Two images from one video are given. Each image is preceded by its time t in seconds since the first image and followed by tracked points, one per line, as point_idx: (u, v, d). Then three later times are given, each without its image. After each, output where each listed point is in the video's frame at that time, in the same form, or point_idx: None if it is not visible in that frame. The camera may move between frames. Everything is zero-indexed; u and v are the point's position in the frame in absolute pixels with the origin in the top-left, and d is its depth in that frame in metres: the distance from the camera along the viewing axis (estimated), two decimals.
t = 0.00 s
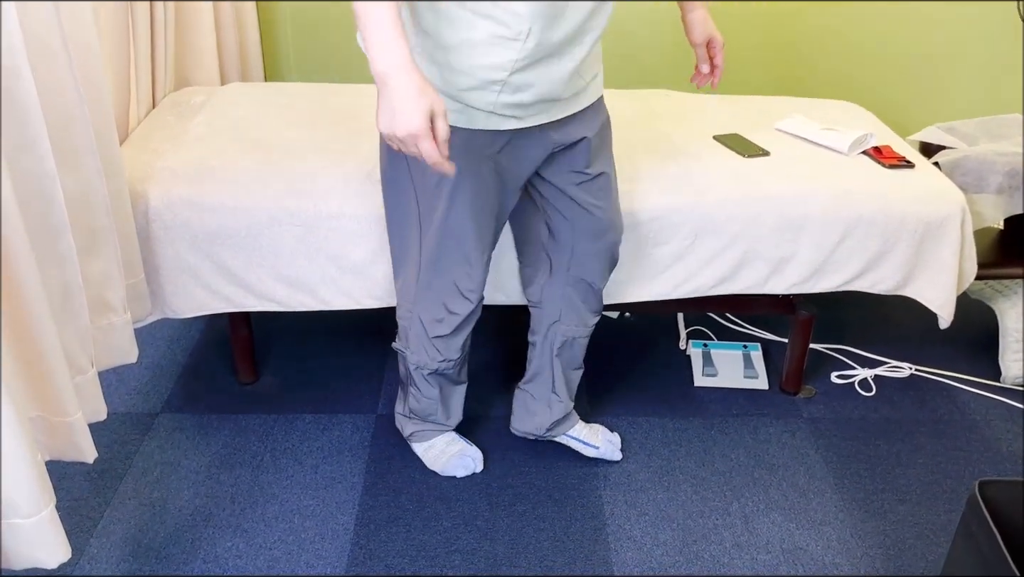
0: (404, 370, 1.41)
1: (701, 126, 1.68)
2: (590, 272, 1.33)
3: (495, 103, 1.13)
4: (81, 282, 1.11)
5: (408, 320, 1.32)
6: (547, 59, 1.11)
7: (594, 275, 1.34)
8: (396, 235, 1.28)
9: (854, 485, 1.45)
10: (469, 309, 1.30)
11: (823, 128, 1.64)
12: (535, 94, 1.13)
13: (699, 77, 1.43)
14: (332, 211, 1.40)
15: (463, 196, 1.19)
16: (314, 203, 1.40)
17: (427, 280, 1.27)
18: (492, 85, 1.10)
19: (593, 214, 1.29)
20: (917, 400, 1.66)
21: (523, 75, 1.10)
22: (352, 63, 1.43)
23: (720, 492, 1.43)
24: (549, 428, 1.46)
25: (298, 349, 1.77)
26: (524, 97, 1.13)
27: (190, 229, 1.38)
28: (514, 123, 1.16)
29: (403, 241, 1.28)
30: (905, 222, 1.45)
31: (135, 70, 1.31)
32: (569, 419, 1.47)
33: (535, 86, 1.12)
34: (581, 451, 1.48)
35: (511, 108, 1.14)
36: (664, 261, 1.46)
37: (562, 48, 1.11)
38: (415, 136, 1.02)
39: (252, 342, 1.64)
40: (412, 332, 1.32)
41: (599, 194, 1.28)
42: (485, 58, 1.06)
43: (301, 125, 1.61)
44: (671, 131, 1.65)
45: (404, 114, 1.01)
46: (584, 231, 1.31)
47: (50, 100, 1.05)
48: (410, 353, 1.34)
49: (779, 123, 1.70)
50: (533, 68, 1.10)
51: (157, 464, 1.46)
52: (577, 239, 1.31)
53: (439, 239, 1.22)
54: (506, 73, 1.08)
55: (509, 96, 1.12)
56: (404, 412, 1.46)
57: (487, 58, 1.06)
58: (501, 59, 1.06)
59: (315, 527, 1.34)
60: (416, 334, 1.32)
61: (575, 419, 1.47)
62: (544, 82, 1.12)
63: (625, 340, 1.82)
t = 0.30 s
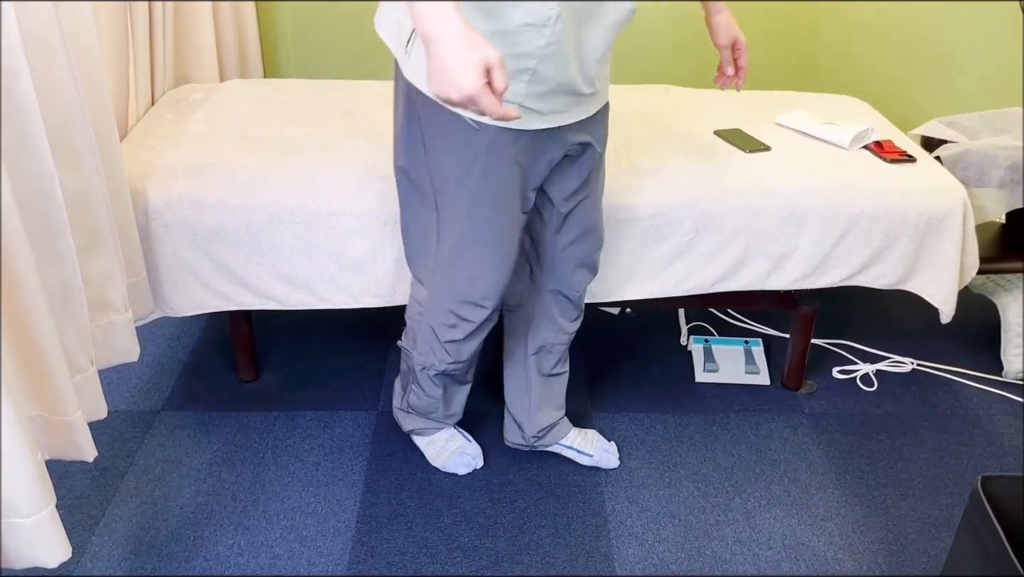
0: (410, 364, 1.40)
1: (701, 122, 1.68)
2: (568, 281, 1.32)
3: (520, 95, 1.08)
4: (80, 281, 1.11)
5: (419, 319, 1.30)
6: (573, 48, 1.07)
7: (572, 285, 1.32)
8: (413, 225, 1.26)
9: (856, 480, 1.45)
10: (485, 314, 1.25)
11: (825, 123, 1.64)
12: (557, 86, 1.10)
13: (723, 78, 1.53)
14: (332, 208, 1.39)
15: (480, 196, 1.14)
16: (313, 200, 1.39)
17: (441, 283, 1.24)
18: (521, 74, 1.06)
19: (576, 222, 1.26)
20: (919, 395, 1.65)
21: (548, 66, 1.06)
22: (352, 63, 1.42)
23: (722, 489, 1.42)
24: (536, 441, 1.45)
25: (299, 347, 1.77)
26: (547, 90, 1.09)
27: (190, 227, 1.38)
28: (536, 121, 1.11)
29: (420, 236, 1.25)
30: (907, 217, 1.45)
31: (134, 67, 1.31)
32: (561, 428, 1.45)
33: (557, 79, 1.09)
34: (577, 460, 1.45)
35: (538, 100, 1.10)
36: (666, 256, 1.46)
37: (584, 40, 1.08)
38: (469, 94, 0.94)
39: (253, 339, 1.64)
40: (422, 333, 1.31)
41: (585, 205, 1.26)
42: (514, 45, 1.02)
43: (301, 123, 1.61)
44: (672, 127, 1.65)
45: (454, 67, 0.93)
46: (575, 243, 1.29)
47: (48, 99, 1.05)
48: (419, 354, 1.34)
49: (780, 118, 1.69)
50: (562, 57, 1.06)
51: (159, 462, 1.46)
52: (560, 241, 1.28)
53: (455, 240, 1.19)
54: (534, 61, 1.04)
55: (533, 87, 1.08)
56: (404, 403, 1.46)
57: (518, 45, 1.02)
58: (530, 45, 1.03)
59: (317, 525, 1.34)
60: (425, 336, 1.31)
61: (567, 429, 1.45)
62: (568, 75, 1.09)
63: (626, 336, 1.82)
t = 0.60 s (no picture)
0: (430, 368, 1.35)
1: (698, 117, 1.67)
2: (577, 281, 1.32)
3: (561, 90, 1.06)
4: (78, 279, 1.11)
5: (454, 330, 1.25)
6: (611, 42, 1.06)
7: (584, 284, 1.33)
8: (443, 228, 1.20)
9: (856, 475, 1.45)
10: (536, 318, 1.21)
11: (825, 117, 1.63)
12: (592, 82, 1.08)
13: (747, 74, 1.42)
14: (330, 205, 1.39)
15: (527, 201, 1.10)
16: (312, 197, 1.39)
17: (483, 294, 1.18)
18: (561, 69, 1.04)
19: (587, 222, 1.27)
20: (920, 389, 1.65)
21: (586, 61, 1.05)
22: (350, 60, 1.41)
23: (723, 484, 1.42)
24: (538, 438, 1.44)
25: (298, 343, 1.76)
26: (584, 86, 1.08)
27: (187, 224, 1.38)
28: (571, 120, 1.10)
29: (454, 243, 1.19)
30: (908, 211, 1.44)
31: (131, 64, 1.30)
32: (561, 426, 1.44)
33: (594, 75, 1.07)
34: (576, 458, 1.45)
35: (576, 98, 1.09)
36: (666, 251, 1.46)
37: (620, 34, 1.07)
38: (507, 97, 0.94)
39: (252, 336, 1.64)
40: (457, 343, 1.26)
41: (596, 205, 1.26)
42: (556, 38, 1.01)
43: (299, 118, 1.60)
44: (671, 121, 1.64)
45: (497, 74, 0.92)
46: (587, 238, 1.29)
47: (45, 96, 1.04)
48: (450, 360, 1.29)
49: (780, 112, 1.69)
50: (600, 53, 1.05)
51: (158, 459, 1.45)
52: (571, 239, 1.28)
53: (506, 247, 1.14)
54: (574, 54, 1.03)
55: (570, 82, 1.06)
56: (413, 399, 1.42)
57: (558, 38, 1.01)
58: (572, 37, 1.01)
59: (317, 522, 1.34)
60: (461, 346, 1.26)
61: (567, 427, 1.44)
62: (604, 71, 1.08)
63: (627, 331, 1.81)
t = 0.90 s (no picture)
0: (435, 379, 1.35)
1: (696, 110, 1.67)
2: (583, 280, 1.32)
3: (571, 90, 1.06)
4: (74, 277, 1.11)
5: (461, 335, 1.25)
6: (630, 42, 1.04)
7: (590, 282, 1.33)
8: (449, 235, 1.20)
9: (854, 470, 1.45)
10: (546, 314, 1.20)
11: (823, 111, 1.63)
12: (605, 80, 1.07)
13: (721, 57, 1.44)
14: (327, 200, 1.39)
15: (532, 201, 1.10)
16: (308, 193, 1.38)
17: (490, 296, 1.19)
18: (573, 70, 1.03)
19: (594, 220, 1.27)
20: (918, 383, 1.65)
21: (599, 62, 1.04)
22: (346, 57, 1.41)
23: (721, 479, 1.42)
24: (536, 434, 1.44)
25: (295, 339, 1.76)
26: (597, 85, 1.07)
27: (184, 221, 1.37)
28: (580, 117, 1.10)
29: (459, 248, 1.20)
30: (906, 205, 1.44)
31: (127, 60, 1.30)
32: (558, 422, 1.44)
33: (607, 73, 1.06)
34: (575, 454, 1.45)
35: (586, 97, 1.08)
36: (663, 246, 1.45)
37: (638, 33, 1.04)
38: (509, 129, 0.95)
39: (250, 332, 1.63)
40: (463, 348, 1.26)
41: (602, 204, 1.26)
42: (568, 41, 0.99)
43: (295, 114, 1.59)
44: (668, 115, 1.64)
45: (502, 107, 0.92)
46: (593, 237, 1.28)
47: (40, 93, 1.04)
48: (456, 367, 1.29)
49: (778, 106, 1.68)
50: (614, 53, 1.03)
51: (156, 456, 1.45)
52: (576, 238, 1.27)
53: (514, 245, 1.14)
54: (587, 56, 1.02)
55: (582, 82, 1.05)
56: (419, 415, 1.41)
57: (570, 40, 0.99)
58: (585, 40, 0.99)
59: (315, 518, 1.34)
60: (468, 350, 1.26)
61: (564, 423, 1.44)
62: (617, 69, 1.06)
63: (625, 326, 1.81)
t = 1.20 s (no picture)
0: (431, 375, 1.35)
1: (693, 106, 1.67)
2: (582, 276, 1.32)
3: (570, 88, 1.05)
4: (70, 274, 1.11)
5: (457, 330, 1.26)
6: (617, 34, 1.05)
7: (590, 279, 1.33)
8: (443, 232, 1.20)
9: (851, 464, 1.45)
10: (541, 306, 1.20)
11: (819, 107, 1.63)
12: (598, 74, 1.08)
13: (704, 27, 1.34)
14: (324, 197, 1.39)
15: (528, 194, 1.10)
16: (305, 190, 1.39)
17: (486, 290, 1.19)
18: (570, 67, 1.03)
19: (593, 217, 1.27)
20: (914, 378, 1.66)
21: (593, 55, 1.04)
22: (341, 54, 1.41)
23: (718, 474, 1.42)
24: (533, 432, 1.44)
25: (293, 337, 1.76)
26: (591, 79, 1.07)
27: (181, 218, 1.37)
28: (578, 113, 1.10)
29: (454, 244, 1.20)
30: (902, 201, 1.45)
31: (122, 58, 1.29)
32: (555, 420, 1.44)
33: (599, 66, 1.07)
34: (572, 451, 1.46)
35: (583, 93, 1.08)
36: (660, 242, 1.46)
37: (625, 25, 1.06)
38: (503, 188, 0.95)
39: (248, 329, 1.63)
40: (460, 343, 1.27)
41: (601, 198, 1.26)
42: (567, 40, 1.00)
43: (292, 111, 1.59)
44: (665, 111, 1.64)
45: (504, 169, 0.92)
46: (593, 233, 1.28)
47: (35, 90, 1.03)
48: (453, 363, 1.30)
49: (774, 102, 1.69)
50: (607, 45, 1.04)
51: (154, 453, 1.45)
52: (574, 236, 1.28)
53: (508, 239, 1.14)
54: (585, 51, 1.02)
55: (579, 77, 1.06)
56: (416, 411, 1.41)
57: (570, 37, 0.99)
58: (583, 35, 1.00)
59: (313, 514, 1.34)
60: (465, 345, 1.26)
61: (561, 420, 1.45)
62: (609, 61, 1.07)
63: (622, 322, 1.82)
